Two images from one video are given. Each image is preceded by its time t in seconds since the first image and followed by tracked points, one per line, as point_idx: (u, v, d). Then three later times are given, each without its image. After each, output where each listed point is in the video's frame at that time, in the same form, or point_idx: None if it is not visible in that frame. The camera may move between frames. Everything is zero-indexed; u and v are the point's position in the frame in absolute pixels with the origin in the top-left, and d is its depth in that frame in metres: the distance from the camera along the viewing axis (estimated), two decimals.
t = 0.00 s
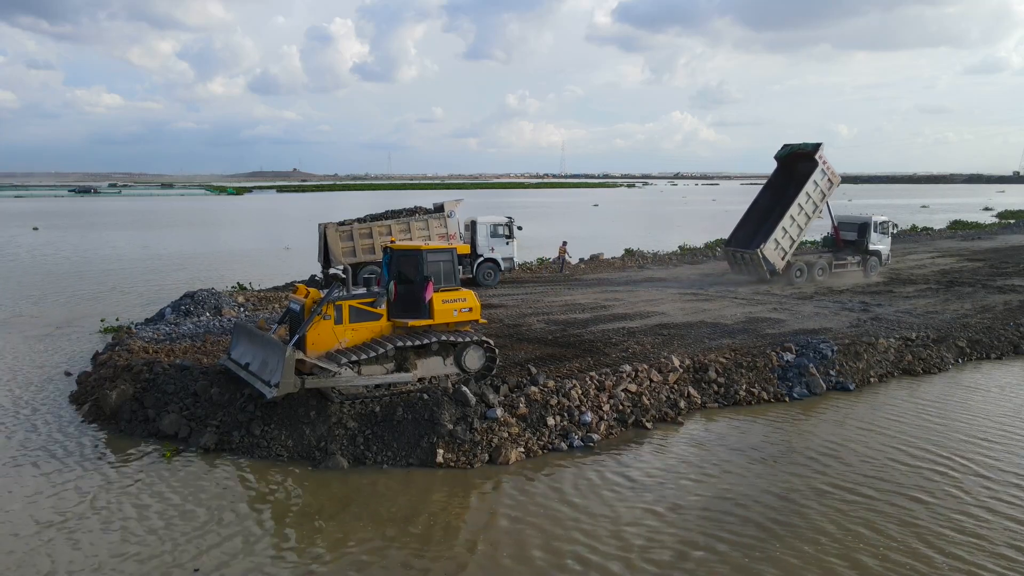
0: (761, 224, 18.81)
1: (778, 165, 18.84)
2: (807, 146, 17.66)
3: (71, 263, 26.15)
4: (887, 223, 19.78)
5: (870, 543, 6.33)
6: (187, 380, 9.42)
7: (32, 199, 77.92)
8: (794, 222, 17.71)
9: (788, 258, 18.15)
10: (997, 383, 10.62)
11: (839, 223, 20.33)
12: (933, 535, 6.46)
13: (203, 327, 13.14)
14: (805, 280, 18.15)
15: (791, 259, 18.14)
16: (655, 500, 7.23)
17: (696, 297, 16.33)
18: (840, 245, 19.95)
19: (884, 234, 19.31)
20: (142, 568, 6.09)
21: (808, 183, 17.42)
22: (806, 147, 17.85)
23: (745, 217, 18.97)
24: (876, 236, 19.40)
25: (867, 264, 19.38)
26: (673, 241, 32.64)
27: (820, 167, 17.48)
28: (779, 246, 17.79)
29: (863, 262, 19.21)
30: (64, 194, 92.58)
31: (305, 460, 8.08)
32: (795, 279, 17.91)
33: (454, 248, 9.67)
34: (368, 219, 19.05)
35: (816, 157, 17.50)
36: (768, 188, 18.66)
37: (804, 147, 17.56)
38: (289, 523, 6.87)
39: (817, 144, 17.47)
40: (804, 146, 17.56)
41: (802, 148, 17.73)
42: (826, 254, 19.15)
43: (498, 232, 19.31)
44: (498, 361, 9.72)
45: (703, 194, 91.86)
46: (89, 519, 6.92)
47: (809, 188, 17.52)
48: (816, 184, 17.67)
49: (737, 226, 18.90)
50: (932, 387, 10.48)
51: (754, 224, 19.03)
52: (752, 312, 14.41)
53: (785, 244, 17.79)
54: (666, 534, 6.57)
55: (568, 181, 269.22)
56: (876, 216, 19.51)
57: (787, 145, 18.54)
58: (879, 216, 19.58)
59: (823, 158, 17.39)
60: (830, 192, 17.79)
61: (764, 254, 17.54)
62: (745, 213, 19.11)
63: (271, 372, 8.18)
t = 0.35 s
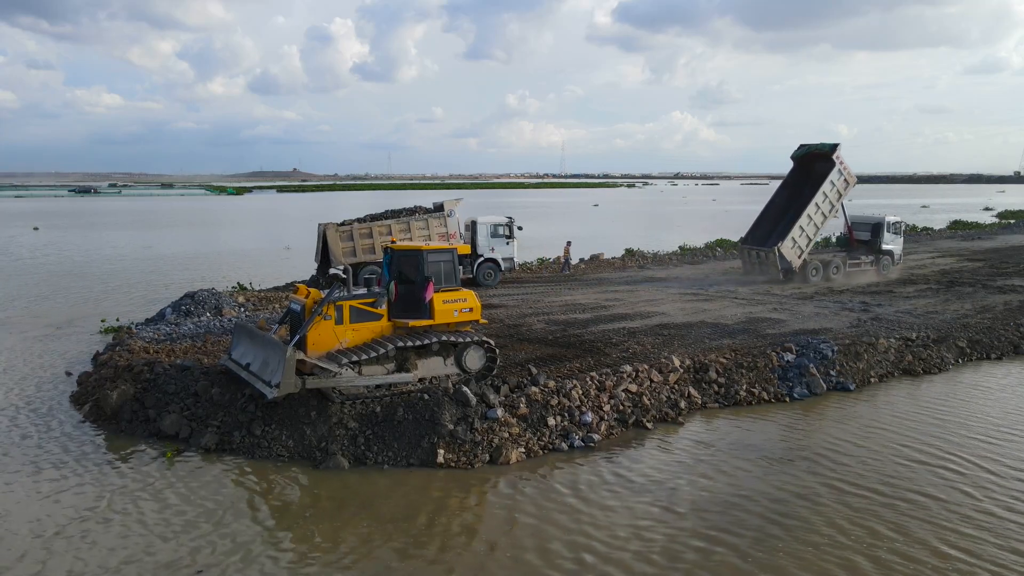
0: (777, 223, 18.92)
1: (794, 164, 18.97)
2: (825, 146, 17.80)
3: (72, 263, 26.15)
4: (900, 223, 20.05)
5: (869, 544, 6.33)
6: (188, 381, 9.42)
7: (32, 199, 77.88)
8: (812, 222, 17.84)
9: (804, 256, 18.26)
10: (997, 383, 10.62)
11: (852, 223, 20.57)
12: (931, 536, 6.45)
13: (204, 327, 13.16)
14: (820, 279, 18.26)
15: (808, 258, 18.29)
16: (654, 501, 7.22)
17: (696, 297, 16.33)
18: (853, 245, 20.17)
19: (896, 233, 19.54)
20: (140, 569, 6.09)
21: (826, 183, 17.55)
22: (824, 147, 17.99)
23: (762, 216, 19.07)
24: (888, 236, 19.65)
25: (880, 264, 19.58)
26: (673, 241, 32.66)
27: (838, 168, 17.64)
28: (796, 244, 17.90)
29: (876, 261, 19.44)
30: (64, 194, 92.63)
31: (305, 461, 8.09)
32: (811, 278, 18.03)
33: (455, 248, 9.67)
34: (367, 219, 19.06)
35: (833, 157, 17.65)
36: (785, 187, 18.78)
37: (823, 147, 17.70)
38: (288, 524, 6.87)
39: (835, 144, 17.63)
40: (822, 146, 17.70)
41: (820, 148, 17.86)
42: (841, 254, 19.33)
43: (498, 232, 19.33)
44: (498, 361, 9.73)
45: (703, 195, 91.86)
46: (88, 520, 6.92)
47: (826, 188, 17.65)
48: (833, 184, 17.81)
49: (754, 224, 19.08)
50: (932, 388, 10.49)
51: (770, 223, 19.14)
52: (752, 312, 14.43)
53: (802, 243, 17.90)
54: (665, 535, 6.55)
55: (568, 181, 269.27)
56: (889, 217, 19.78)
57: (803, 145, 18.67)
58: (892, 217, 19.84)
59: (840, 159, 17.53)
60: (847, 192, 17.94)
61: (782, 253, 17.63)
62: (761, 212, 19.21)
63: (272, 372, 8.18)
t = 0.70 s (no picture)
0: (793, 223, 19.04)
1: (808, 164, 19.07)
2: (840, 147, 17.91)
3: (72, 263, 26.17)
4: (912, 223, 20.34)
5: (868, 545, 6.32)
6: (188, 381, 9.42)
7: (32, 199, 77.85)
8: (828, 222, 17.97)
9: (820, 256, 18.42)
10: (996, 383, 10.62)
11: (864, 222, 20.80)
12: (931, 537, 6.44)
13: (204, 327, 13.17)
14: (835, 278, 18.56)
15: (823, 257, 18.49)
16: (653, 501, 7.21)
17: (696, 298, 16.34)
18: (865, 244, 20.40)
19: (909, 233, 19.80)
20: (138, 570, 6.09)
21: (842, 184, 17.67)
22: (839, 148, 18.09)
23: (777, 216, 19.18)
24: (901, 236, 19.94)
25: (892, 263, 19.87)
26: (673, 241, 32.68)
27: (853, 169, 17.73)
28: (812, 244, 18.04)
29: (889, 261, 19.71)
30: (65, 194, 92.69)
31: (305, 461, 8.09)
32: (826, 277, 18.32)
33: (455, 249, 9.67)
34: (367, 219, 19.05)
35: (848, 158, 17.76)
36: (800, 188, 18.89)
37: (838, 148, 17.80)
38: (286, 525, 6.86)
39: (850, 145, 17.74)
40: (838, 147, 17.81)
41: (836, 149, 17.97)
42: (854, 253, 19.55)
43: (498, 232, 19.34)
44: (499, 361, 9.74)
45: (704, 195, 91.85)
46: (86, 521, 6.91)
47: (842, 189, 17.77)
48: (848, 184, 17.93)
49: (769, 224, 19.24)
50: (932, 388, 10.49)
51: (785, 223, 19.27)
52: (752, 312, 14.45)
53: (818, 243, 18.04)
54: (664, 536, 6.54)
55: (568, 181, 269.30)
56: (901, 217, 20.06)
57: (817, 145, 18.76)
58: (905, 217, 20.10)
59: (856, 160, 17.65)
60: (860, 193, 18.05)
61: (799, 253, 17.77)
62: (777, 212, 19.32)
63: (273, 373, 8.18)
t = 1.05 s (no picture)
0: (808, 223, 19.09)
1: (821, 164, 19.11)
2: (854, 147, 17.95)
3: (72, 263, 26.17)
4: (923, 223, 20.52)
5: (866, 545, 6.31)
6: (188, 381, 9.42)
7: (33, 199, 77.84)
8: (842, 222, 18.02)
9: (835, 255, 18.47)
10: (996, 383, 10.61)
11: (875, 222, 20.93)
12: (929, 536, 6.43)
13: (204, 327, 13.17)
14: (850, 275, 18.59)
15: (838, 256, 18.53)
16: (652, 501, 7.21)
17: (695, 298, 16.33)
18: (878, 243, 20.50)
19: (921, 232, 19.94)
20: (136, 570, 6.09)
21: (857, 183, 17.70)
22: (853, 148, 18.12)
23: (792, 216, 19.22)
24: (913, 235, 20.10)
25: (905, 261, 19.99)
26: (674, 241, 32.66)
27: (866, 169, 17.76)
28: (827, 243, 18.10)
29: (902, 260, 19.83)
30: (65, 194, 92.76)
31: (305, 461, 8.09)
32: (842, 275, 18.37)
33: (455, 249, 9.67)
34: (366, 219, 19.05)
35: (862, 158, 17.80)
36: (814, 188, 18.93)
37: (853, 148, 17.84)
38: (284, 525, 6.86)
39: (864, 145, 17.78)
40: (853, 147, 17.85)
41: (850, 149, 18.01)
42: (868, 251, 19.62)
43: (498, 232, 19.34)
44: (499, 362, 9.73)
45: (704, 195, 91.85)
46: (84, 521, 6.91)
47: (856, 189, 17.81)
48: (862, 184, 17.97)
49: (783, 224, 19.24)
50: (932, 388, 10.49)
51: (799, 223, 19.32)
52: (752, 312, 14.45)
53: (833, 242, 18.10)
54: (662, 536, 6.54)
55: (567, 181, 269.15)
56: (913, 216, 20.23)
57: (831, 145, 18.78)
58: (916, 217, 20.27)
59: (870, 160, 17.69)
60: (874, 193, 18.10)
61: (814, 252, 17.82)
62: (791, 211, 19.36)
63: (273, 373, 8.18)
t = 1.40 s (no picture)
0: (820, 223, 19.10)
1: (832, 164, 19.12)
2: (866, 147, 17.96)
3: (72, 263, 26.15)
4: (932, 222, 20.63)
5: (864, 544, 6.31)
6: (188, 381, 9.43)
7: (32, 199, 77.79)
8: (855, 221, 18.03)
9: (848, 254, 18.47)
10: (995, 382, 10.61)
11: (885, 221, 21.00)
12: (926, 536, 6.44)
13: (204, 327, 13.17)
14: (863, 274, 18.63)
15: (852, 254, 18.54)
16: (650, 501, 7.21)
17: (695, 298, 16.30)
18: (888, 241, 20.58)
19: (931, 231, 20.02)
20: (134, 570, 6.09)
21: (868, 183, 17.71)
22: (864, 148, 18.14)
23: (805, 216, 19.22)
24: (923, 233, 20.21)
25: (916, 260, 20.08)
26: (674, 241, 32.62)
27: (878, 169, 17.77)
28: (841, 243, 18.10)
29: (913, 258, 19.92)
30: (65, 194, 92.73)
31: (305, 461, 8.09)
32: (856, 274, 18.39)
33: (455, 249, 9.68)
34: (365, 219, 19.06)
35: (874, 159, 17.81)
36: (826, 188, 18.94)
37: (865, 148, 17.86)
38: (282, 525, 6.86)
39: (875, 145, 17.79)
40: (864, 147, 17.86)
41: (862, 150, 18.02)
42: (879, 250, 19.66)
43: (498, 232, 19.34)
44: (499, 362, 9.73)
45: (704, 195, 91.84)
46: (83, 521, 6.91)
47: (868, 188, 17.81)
48: (874, 184, 17.98)
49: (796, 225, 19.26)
50: (932, 387, 10.49)
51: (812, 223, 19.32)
52: (752, 312, 14.45)
53: (847, 242, 18.10)
54: (659, 535, 6.55)
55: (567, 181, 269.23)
56: (923, 215, 20.33)
57: (842, 146, 18.79)
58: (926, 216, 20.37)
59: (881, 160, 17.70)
60: (886, 192, 18.11)
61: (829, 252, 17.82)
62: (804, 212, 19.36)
63: (273, 373, 8.18)
